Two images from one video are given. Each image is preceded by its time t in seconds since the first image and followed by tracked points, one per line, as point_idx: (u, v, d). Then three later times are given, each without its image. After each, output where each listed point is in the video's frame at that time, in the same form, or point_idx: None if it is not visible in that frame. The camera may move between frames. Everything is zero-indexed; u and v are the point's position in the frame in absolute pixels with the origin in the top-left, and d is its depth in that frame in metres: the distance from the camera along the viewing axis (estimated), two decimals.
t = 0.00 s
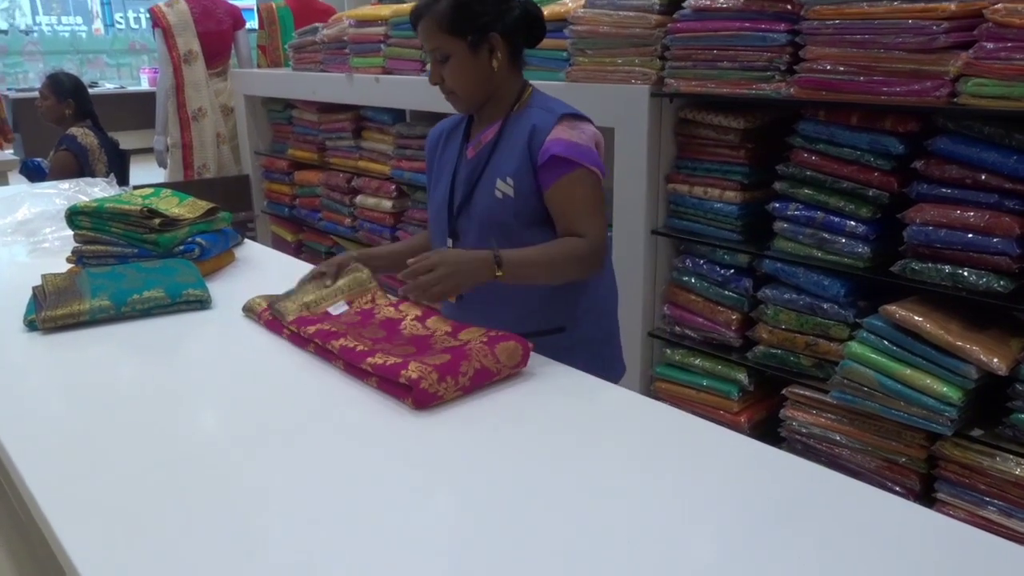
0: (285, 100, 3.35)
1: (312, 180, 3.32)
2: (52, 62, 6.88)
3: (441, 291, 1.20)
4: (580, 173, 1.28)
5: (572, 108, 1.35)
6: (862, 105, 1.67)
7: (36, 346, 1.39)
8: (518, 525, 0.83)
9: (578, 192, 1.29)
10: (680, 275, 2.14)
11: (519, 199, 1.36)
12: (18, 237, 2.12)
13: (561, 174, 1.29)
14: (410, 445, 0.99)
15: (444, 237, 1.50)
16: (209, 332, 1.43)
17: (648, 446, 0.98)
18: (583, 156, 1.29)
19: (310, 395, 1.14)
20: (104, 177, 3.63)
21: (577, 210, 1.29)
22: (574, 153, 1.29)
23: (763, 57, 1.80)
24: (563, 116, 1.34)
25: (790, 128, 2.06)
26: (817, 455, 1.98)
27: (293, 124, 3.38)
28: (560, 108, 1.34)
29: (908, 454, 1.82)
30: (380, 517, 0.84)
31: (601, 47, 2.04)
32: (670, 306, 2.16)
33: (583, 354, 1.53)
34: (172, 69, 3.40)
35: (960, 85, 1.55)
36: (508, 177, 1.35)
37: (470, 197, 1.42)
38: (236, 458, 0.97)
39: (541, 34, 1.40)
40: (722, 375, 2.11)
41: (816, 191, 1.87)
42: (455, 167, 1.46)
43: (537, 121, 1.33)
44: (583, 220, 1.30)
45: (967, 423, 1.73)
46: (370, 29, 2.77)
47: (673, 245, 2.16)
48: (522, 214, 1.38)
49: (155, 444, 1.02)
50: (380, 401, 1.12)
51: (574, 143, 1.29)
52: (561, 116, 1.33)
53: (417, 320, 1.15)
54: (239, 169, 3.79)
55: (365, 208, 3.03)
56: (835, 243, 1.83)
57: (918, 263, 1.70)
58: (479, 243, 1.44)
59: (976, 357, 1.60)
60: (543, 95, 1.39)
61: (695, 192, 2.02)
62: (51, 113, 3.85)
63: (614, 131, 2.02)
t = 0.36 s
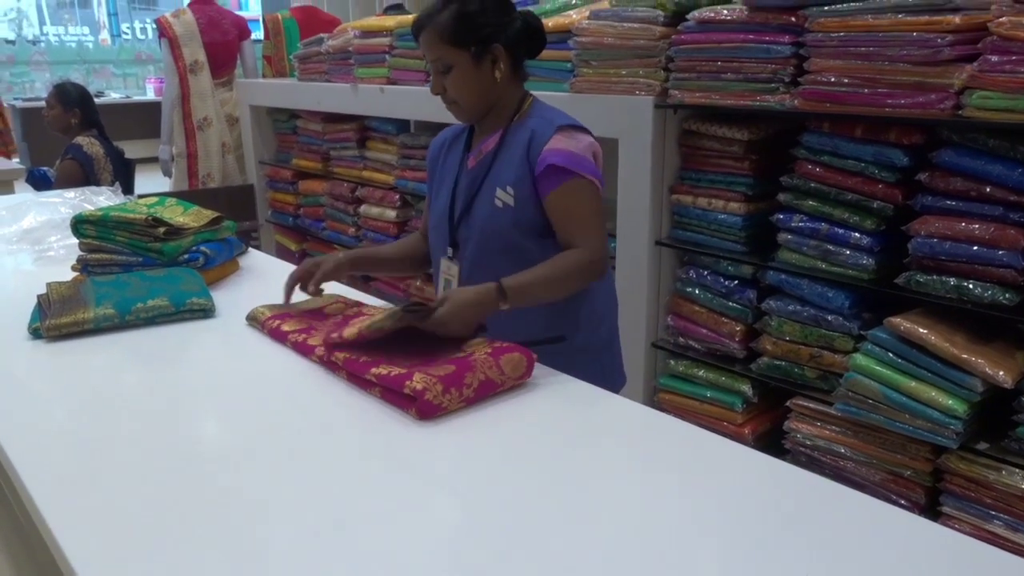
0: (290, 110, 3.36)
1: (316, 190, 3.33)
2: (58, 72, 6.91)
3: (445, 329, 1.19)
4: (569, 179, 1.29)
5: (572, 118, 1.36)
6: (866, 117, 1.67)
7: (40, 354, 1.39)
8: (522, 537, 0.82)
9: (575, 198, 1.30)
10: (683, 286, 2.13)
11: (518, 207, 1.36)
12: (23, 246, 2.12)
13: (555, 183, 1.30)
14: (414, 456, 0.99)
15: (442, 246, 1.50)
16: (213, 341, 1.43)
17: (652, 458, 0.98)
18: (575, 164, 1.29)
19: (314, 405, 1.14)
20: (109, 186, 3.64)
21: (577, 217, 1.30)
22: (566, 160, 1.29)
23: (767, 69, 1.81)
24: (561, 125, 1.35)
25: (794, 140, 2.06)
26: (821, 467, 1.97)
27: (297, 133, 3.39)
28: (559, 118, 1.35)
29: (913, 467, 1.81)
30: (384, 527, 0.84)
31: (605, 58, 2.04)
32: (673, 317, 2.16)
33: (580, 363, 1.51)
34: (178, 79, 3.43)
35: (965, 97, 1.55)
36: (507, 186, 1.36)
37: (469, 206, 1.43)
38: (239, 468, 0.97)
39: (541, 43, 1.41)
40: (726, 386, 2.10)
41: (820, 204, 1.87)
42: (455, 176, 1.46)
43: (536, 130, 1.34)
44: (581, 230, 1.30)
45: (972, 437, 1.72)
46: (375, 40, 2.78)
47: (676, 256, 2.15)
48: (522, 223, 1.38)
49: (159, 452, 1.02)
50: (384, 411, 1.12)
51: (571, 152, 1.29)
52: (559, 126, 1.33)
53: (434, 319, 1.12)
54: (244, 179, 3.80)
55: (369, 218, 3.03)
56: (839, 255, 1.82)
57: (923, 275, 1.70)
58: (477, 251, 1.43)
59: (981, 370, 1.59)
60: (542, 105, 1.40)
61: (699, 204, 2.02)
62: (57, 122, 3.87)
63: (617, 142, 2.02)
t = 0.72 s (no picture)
0: (296, 116, 3.37)
1: (321, 196, 3.33)
2: (65, 78, 6.94)
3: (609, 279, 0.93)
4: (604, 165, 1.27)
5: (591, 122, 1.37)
6: (874, 127, 1.67)
7: (44, 358, 1.39)
8: (525, 546, 0.82)
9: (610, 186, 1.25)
10: (688, 295, 2.13)
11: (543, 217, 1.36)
12: (28, 250, 2.12)
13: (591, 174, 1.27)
14: (417, 464, 0.98)
15: (460, 259, 1.48)
16: (216, 346, 1.43)
17: (656, 468, 0.98)
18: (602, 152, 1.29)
19: (316, 412, 1.13)
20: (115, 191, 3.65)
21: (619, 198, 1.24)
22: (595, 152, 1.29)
23: (773, 78, 1.81)
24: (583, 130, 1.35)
25: (800, 150, 2.06)
26: (826, 478, 1.97)
27: (302, 139, 3.40)
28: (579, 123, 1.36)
29: (918, 478, 1.80)
30: (386, 535, 0.84)
31: (610, 66, 2.04)
32: (678, 325, 2.16)
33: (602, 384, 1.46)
34: (184, 85, 3.43)
35: (972, 107, 1.55)
36: (532, 197, 1.35)
37: (489, 217, 1.41)
38: (242, 473, 0.96)
39: (556, 48, 1.42)
40: (730, 396, 2.09)
41: (824, 213, 1.86)
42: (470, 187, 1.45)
43: (560, 138, 1.34)
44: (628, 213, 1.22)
45: (978, 448, 1.72)
46: (381, 47, 2.79)
47: (681, 265, 2.16)
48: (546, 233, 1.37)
49: (162, 457, 1.02)
50: (387, 418, 1.11)
51: (599, 146, 1.30)
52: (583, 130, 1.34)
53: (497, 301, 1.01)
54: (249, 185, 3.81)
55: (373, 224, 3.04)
56: (845, 265, 1.82)
57: (929, 285, 1.69)
58: (499, 262, 1.42)
59: (987, 382, 1.59)
60: (562, 113, 1.40)
61: (704, 212, 2.03)
62: (63, 127, 3.88)
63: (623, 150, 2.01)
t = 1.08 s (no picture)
0: (301, 118, 3.37)
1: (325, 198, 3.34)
2: (71, 78, 6.96)
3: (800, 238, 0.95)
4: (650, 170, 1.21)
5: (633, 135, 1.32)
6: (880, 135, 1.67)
7: (48, 358, 1.39)
8: (528, 552, 0.82)
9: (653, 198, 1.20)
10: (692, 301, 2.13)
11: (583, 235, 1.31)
12: (32, 250, 2.13)
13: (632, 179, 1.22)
14: (420, 468, 0.98)
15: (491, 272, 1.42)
16: (219, 348, 1.43)
17: (657, 474, 0.97)
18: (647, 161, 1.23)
19: (317, 415, 1.13)
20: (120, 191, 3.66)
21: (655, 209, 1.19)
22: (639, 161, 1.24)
23: (779, 85, 1.81)
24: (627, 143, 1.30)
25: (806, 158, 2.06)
26: (829, 486, 1.96)
27: (307, 142, 3.41)
28: (622, 135, 1.31)
29: (920, 488, 1.80)
30: (390, 539, 0.83)
31: (616, 72, 2.04)
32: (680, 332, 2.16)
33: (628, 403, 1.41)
34: (190, 86, 3.44)
35: (978, 116, 1.54)
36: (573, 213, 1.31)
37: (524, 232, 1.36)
38: (246, 475, 0.96)
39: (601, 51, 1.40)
40: (732, 403, 2.08)
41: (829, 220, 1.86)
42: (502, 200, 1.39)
43: (605, 151, 1.28)
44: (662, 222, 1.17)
45: (981, 458, 1.71)
46: (386, 50, 2.79)
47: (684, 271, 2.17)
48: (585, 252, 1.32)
49: (166, 458, 1.01)
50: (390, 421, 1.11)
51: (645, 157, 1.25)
52: (628, 142, 1.29)
53: (532, 217, 1.07)
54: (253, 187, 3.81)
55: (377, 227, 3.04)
56: (849, 272, 1.81)
57: (933, 294, 1.69)
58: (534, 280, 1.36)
59: (990, 392, 1.58)
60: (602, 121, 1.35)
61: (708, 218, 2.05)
62: (69, 127, 3.89)
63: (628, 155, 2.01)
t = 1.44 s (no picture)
0: (305, 111, 3.37)
1: (327, 192, 3.33)
2: (76, 68, 6.95)
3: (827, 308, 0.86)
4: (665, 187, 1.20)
5: (660, 147, 1.29)
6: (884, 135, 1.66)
7: (49, 348, 1.39)
8: (526, 551, 0.81)
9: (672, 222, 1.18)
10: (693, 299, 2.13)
11: (599, 245, 1.30)
12: (35, 239, 2.13)
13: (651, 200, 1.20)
14: (419, 464, 0.98)
15: (507, 277, 1.42)
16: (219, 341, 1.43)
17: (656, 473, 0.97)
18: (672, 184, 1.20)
19: (316, 410, 1.13)
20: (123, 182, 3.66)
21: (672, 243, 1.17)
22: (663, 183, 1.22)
23: (784, 84, 1.80)
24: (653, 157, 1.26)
25: (808, 156, 2.05)
26: (827, 487, 1.96)
27: (311, 135, 3.40)
28: (648, 147, 1.28)
29: (920, 489, 1.80)
30: (391, 534, 0.83)
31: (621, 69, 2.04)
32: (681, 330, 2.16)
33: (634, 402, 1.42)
34: (194, 78, 3.44)
35: (982, 118, 1.54)
36: (591, 223, 1.29)
37: (541, 238, 1.35)
38: (244, 470, 0.96)
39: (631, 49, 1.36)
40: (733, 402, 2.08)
41: (832, 220, 1.86)
42: (521, 204, 1.39)
43: (628, 163, 1.26)
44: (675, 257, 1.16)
45: (980, 460, 1.71)
46: (391, 45, 2.79)
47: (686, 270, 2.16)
48: (600, 263, 1.31)
49: (165, 450, 1.01)
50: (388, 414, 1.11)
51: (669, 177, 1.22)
52: (654, 155, 1.26)
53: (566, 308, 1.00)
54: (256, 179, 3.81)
55: (379, 221, 3.04)
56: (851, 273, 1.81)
57: (935, 296, 1.69)
58: (549, 285, 1.36)
59: (991, 394, 1.58)
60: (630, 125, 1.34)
61: (710, 217, 2.04)
62: (73, 117, 3.89)
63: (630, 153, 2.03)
